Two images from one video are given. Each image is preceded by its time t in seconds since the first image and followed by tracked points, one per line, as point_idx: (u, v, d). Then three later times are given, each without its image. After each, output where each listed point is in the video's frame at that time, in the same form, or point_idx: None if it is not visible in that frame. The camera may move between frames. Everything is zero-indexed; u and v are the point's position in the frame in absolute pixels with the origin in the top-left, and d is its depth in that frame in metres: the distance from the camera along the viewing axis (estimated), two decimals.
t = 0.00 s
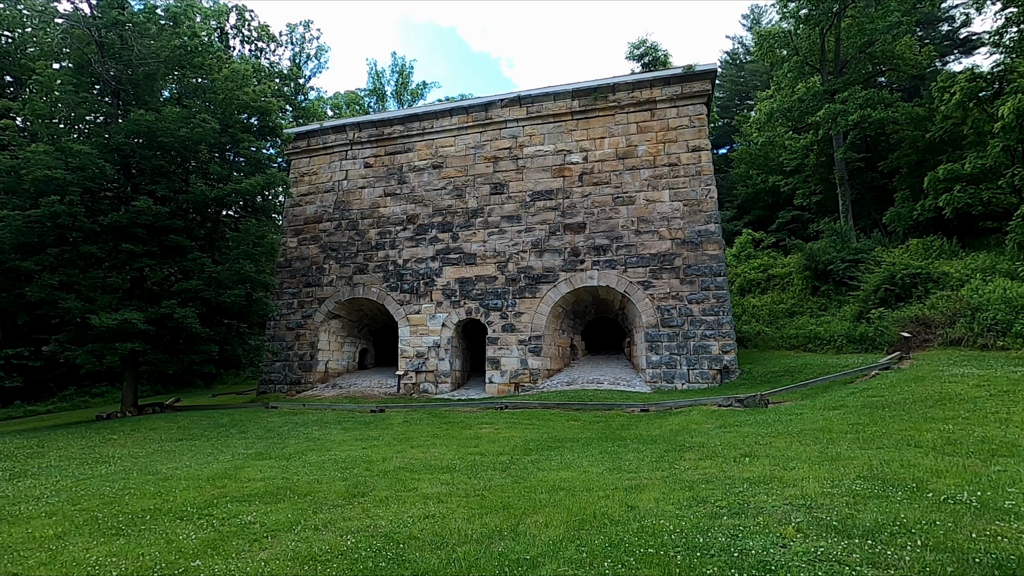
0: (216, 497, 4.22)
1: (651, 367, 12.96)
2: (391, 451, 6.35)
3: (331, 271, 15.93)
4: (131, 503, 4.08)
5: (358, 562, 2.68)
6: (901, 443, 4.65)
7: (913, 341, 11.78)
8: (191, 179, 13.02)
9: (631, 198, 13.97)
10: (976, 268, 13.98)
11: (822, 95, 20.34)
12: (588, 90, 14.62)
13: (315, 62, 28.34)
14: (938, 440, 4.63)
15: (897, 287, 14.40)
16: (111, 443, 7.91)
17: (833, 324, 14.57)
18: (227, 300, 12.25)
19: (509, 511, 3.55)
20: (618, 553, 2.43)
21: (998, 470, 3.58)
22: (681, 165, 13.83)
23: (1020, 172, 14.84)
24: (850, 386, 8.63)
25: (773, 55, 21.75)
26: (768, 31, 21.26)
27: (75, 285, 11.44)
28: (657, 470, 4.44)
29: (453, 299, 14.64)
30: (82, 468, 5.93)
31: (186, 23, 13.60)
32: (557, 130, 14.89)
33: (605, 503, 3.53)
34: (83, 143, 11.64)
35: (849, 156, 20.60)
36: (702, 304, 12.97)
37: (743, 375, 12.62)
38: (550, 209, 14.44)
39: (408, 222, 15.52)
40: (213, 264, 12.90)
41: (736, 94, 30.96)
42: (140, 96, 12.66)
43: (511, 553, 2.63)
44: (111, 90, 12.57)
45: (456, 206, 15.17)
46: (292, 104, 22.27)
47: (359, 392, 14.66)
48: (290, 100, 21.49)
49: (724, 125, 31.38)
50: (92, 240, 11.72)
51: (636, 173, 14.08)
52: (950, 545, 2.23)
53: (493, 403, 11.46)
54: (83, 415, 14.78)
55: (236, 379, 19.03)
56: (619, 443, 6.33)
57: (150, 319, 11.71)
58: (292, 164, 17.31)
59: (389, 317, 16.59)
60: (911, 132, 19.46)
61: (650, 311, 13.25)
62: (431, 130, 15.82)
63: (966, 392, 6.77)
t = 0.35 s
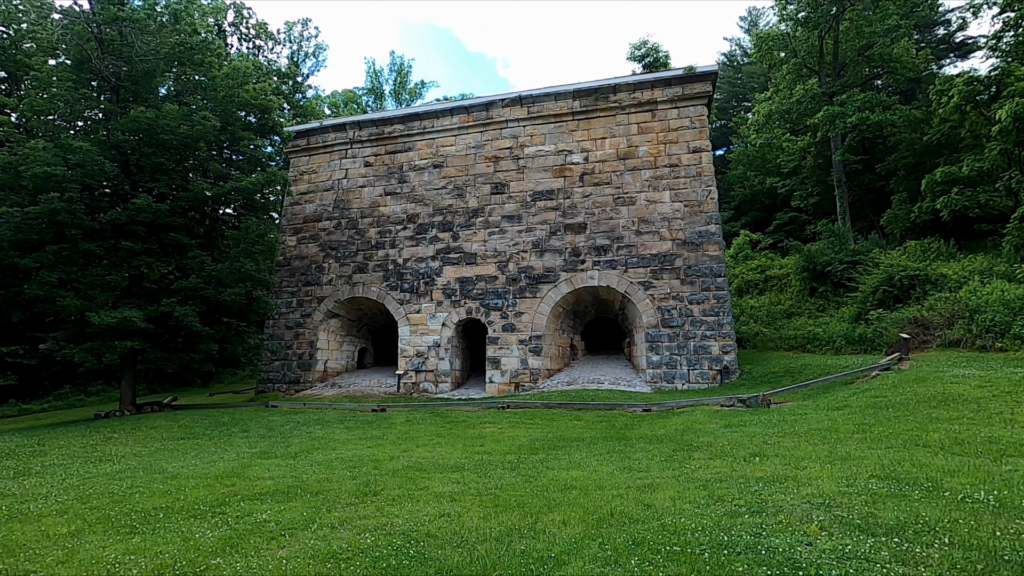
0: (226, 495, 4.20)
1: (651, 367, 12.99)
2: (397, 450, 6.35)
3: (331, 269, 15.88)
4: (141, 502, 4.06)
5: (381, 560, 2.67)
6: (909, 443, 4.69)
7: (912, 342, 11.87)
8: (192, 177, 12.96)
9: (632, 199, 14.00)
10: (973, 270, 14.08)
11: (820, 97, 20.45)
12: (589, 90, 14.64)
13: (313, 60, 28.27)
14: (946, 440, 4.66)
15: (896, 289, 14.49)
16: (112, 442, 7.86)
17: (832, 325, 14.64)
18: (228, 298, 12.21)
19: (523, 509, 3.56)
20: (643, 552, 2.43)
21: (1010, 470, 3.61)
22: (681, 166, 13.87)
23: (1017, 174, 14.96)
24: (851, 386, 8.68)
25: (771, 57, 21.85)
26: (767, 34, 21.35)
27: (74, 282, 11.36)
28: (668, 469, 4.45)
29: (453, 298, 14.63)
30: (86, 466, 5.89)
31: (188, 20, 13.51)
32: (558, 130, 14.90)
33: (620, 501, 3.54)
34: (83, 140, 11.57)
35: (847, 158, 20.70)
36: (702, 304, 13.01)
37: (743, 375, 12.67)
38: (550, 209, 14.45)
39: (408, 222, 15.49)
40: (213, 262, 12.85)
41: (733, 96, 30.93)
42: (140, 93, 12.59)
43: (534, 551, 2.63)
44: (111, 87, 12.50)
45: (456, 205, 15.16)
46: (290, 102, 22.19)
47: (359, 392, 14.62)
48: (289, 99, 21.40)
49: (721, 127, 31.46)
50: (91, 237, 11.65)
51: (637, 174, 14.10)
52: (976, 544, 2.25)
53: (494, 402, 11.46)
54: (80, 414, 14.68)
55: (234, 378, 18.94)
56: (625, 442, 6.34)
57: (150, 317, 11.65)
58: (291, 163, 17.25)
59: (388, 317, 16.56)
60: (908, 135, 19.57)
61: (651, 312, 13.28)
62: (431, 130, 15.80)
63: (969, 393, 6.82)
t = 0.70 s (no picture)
0: (237, 495, 4.16)
1: (651, 366, 13.01)
2: (404, 449, 6.32)
3: (329, 268, 15.81)
4: (151, 502, 4.01)
5: (404, 560, 2.64)
6: (919, 441, 4.70)
7: (910, 342, 11.95)
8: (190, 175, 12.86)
9: (632, 198, 14.01)
10: (970, 269, 14.18)
11: (817, 98, 20.54)
12: (589, 90, 14.64)
13: (309, 58, 28.17)
14: (955, 439, 4.68)
15: (893, 288, 14.56)
16: (113, 441, 7.78)
17: (830, 324, 14.71)
18: (227, 297, 12.12)
19: (540, 509, 3.55)
20: (672, 551, 2.43)
21: None
22: (681, 165, 13.89)
23: (1013, 175, 15.09)
24: (853, 386, 8.71)
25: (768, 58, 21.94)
26: (764, 34, 21.42)
27: (71, 281, 11.25)
28: (680, 468, 4.45)
29: (453, 297, 14.60)
30: (90, 466, 5.82)
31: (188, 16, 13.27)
32: (558, 129, 14.89)
33: (637, 501, 3.54)
34: (80, 137, 11.45)
35: (843, 158, 20.80)
36: (702, 304, 13.04)
37: (743, 374, 12.71)
38: (550, 208, 14.44)
39: (407, 220, 15.44)
40: (211, 261, 12.76)
41: (729, 96, 30.93)
42: (137, 90, 12.47)
43: (562, 549, 2.62)
44: (107, 83, 12.37)
45: (456, 204, 15.12)
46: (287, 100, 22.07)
47: (358, 391, 14.56)
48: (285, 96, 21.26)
49: (718, 126, 31.56)
50: (89, 235, 11.54)
51: (637, 173, 14.12)
52: (1007, 543, 2.26)
53: (495, 402, 11.44)
54: (76, 413, 14.55)
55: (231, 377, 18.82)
56: (632, 442, 6.33)
57: (148, 316, 11.56)
58: (289, 161, 17.15)
59: (387, 316, 16.49)
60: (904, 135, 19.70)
61: (651, 311, 13.30)
62: (431, 128, 15.75)
63: (972, 392, 6.85)
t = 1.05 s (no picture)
0: (248, 494, 4.15)
1: (651, 366, 13.04)
2: (410, 449, 6.31)
3: (328, 267, 15.76)
4: (162, 501, 3.98)
5: (428, 558, 2.63)
6: (927, 440, 4.73)
7: (908, 342, 12.05)
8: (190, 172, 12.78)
9: (632, 198, 14.04)
10: (966, 270, 14.28)
11: (815, 99, 20.64)
12: (590, 89, 14.65)
13: (307, 56, 28.11)
14: (962, 438, 4.71)
15: (891, 289, 14.63)
16: (114, 440, 7.72)
17: (828, 324, 14.79)
18: (226, 295, 12.06)
19: (556, 507, 3.55)
20: (698, 550, 2.44)
21: None
22: (681, 165, 13.93)
23: (1009, 177, 15.21)
24: (854, 385, 8.77)
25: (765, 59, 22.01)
26: (761, 35, 21.50)
27: (68, 279, 11.15)
28: (690, 467, 4.47)
29: (452, 296, 14.59)
30: (93, 465, 5.78)
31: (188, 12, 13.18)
32: (558, 128, 14.90)
33: (653, 499, 3.55)
34: (79, 133, 11.37)
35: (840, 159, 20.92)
36: (702, 303, 13.09)
37: (742, 374, 12.77)
38: (551, 207, 14.45)
39: (406, 219, 15.41)
40: (211, 259, 12.70)
41: (725, 97, 30.87)
42: (136, 87, 12.39)
43: (585, 548, 2.63)
44: (105, 80, 12.28)
45: (456, 203, 15.11)
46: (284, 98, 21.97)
47: (358, 390, 14.54)
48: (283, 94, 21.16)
49: (714, 127, 31.65)
50: (87, 232, 11.45)
51: (637, 173, 14.14)
52: None
53: (497, 400, 11.45)
54: (71, 412, 14.43)
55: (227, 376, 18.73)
56: (637, 441, 6.35)
57: (147, 314, 11.48)
58: (287, 159, 17.07)
59: (386, 315, 16.46)
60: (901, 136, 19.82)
61: (651, 310, 13.33)
62: (431, 127, 15.73)
63: (974, 391, 6.90)
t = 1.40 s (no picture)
0: (266, 491, 4.17)
1: (652, 364, 13.11)
2: (419, 446, 6.33)
3: (328, 265, 15.73)
4: (179, 498, 3.99)
5: (457, 552, 2.66)
6: (935, 436, 4.80)
7: (907, 340, 12.16)
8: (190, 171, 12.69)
9: (633, 197, 14.09)
10: (963, 270, 14.41)
11: (812, 99, 20.76)
12: (590, 89, 14.69)
13: (304, 54, 28.04)
14: (969, 434, 4.78)
15: (889, 288, 14.74)
16: (119, 439, 7.70)
17: (826, 323, 14.89)
18: (227, 294, 12.04)
19: (575, 502, 3.59)
20: (726, 543, 2.49)
21: None
22: (682, 165, 13.99)
23: (1005, 177, 15.36)
24: (855, 383, 8.87)
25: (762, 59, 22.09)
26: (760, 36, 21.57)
27: (69, 277, 11.09)
28: (702, 463, 4.51)
29: (453, 295, 14.60)
30: (101, 463, 5.77)
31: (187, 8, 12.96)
32: (559, 128, 14.93)
33: (671, 494, 3.59)
34: (79, 130, 11.31)
35: (837, 160, 21.07)
36: (702, 302, 13.16)
37: (742, 372, 12.85)
38: (551, 206, 14.49)
39: (407, 218, 15.41)
40: (211, 257, 12.66)
41: (722, 97, 30.90)
42: (136, 84, 12.34)
43: (613, 540, 2.68)
44: (105, 77, 12.22)
45: (457, 202, 15.12)
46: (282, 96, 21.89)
47: (358, 389, 14.54)
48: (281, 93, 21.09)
49: (711, 127, 31.77)
50: (87, 230, 11.40)
51: (638, 173, 14.20)
52: None
53: (499, 399, 11.48)
54: (69, 411, 14.35)
55: (225, 375, 18.66)
56: (645, 438, 6.39)
57: (148, 313, 11.44)
58: (287, 157, 17.02)
59: (386, 314, 16.46)
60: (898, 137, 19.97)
61: (651, 309, 13.40)
62: (431, 126, 15.73)
63: (976, 389, 6.99)
